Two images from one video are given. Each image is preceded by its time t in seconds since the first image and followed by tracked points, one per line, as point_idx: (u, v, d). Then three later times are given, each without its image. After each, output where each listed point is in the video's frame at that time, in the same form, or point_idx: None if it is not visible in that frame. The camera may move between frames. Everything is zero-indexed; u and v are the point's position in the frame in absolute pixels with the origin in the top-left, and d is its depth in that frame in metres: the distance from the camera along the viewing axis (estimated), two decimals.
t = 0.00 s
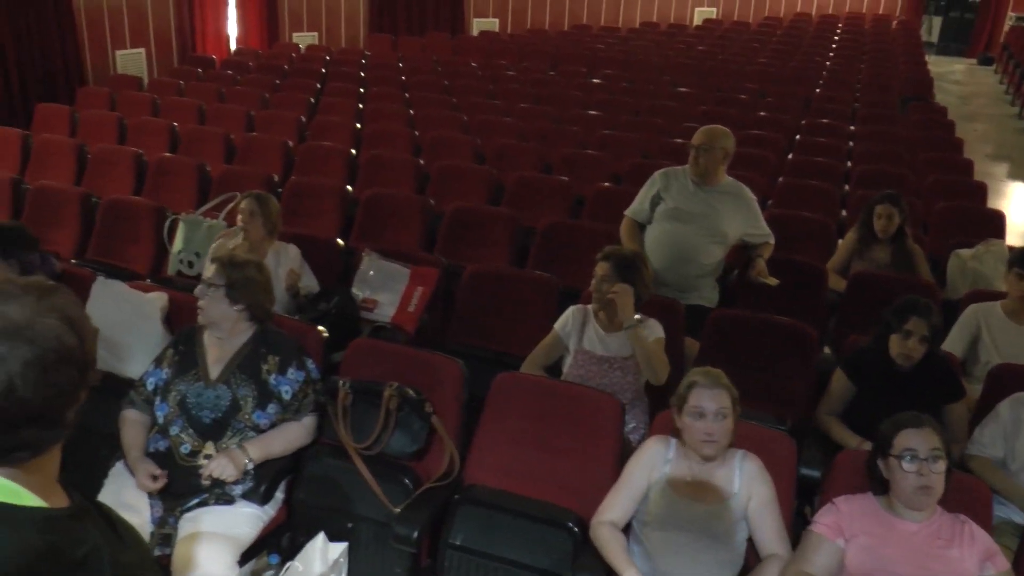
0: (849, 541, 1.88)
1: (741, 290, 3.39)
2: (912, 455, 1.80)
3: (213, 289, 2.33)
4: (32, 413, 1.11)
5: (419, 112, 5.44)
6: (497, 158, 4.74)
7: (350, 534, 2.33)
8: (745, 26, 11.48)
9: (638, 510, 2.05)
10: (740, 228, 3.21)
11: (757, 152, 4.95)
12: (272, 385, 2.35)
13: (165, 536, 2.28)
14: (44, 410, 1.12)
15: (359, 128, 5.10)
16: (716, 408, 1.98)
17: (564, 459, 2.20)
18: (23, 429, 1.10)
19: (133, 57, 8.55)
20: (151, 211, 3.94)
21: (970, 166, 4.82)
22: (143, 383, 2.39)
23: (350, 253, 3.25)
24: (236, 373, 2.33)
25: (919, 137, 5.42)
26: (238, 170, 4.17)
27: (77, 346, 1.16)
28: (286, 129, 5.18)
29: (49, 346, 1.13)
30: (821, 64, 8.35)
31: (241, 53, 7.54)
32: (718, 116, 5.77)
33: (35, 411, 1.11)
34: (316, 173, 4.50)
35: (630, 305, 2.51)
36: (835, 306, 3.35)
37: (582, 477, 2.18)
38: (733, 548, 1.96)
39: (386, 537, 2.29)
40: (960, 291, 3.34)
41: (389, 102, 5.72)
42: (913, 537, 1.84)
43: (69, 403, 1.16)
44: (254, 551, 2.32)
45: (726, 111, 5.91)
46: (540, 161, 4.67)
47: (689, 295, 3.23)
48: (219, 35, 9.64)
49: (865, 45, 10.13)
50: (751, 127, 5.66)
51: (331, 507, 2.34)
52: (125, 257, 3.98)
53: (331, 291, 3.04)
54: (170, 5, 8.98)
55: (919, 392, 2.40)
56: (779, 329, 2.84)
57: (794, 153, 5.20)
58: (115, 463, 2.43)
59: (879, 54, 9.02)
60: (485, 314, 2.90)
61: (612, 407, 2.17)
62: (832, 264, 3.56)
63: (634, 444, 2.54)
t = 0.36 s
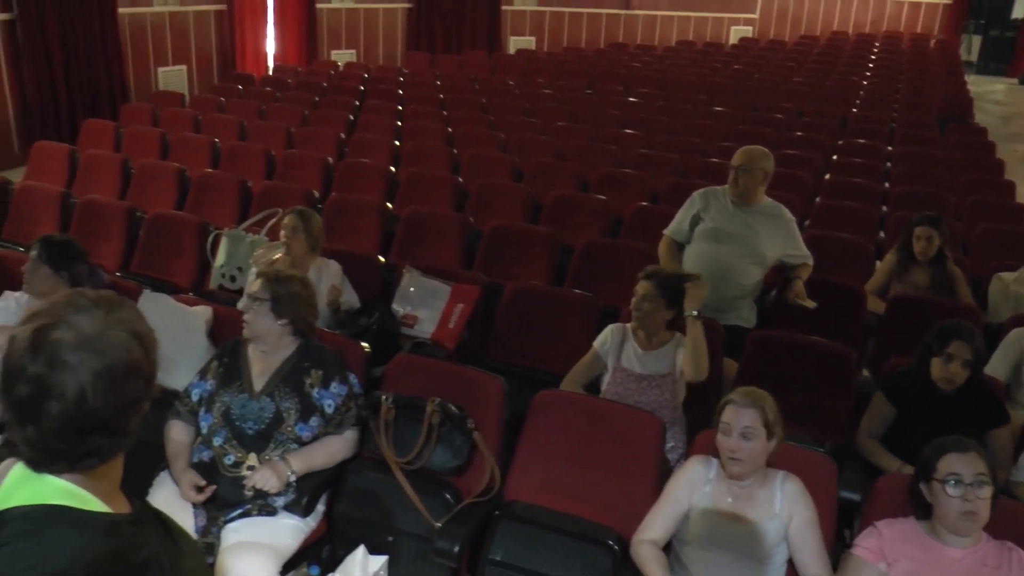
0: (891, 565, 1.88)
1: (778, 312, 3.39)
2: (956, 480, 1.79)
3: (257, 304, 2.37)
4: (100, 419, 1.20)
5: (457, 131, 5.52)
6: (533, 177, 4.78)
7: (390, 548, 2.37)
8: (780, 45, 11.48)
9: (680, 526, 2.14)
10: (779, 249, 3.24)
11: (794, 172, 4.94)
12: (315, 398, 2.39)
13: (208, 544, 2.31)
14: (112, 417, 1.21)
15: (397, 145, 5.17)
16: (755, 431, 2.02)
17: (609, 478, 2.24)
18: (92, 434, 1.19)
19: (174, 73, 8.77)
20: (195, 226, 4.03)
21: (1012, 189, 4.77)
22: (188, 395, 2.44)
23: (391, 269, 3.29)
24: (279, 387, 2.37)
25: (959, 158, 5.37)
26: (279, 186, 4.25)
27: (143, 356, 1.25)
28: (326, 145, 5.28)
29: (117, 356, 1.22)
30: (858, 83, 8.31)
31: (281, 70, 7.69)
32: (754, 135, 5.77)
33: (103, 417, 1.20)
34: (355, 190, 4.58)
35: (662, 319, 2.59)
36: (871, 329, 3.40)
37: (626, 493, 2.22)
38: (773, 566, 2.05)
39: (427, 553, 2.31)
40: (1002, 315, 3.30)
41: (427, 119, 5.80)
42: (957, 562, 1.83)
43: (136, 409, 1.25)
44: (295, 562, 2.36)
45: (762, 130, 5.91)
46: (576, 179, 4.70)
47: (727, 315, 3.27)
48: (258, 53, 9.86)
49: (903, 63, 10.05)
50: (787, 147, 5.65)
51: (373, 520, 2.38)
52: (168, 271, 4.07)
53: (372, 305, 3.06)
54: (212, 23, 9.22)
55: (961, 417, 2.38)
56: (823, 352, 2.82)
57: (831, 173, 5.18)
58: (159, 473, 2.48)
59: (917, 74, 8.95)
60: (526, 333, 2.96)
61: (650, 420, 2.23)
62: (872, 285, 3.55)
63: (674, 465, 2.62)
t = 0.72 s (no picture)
0: None
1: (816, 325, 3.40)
2: (1001, 495, 1.78)
3: (302, 311, 2.42)
4: (169, 421, 1.26)
5: (494, 143, 5.59)
6: (569, 189, 4.83)
7: (432, 553, 2.41)
8: (815, 56, 11.47)
9: (720, 537, 2.18)
10: (816, 264, 3.25)
11: (830, 186, 4.94)
12: (359, 405, 2.44)
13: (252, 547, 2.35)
14: (180, 418, 1.27)
15: (434, 157, 5.25)
16: (795, 443, 2.04)
17: (650, 489, 2.30)
18: (161, 435, 1.26)
19: (213, 85, 8.96)
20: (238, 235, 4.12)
21: None
22: (234, 399, 2.50)
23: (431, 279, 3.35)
24: (323, 393, 2.42)
25: (998, 173, 5.33)
26: (318, 197, 4.33)
27: (209, 359, 1.31)
28: (365, 157, 5.36)
29: (185, 360, 1.28)
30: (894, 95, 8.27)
31: (319, 83, 7.81)
32: (790, 148, 5.77)
33: (172, 419, 1.27)
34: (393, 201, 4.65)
35: (703, 333, 2.67)
36: (910, 343, 3.42)
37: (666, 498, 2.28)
38: None
39: (470, 558, 2.35)
40: None
41: (464, 131, 5.87)
42: None
43: (203, 411, 1.31)
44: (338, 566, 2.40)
45: (798, 143, 5.92)
46: (612, 192, 4.74)
47: (764, 328, 3.30)
48: (294, 66, 10.05)
49: (940, 75, 9.98)
50: (822, 160, 5.65)
51: (415, 526, 2.42)
52: (209, 279, 4.15)
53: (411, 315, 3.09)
54: (250, 36, 9.43)
55: (1005, 433, 2.36)
56: (864, 366, 2.83)
57: (867, 187, 5.16)
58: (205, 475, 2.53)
59: (955, 86, 8.88)
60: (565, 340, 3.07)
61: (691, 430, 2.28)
62: (910, 300, 3.56)
63: (713, 476, 2.68)
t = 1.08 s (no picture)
0: None
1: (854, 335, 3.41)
2: None
3: (344, 315, 2.45)
4: (234, 419, 1.31)
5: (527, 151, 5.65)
6: (601, 196, 4.87)
7: (472, 555, 2.43)
8: (846, 64, 11.43)
9: (759, 543, 2.20)
10: (853, 272, 3.34)
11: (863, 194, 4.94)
12: (400, 408, 2.47)
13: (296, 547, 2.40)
14: (245, 417, 1.32)
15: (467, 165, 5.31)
16: (834, 447, 2.06)
17: (688, 493, 2.38)
18: (226, 433, 1.31)
19: (246, 94, 9.11)
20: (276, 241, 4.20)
21: None
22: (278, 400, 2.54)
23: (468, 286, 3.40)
24: (364, 396, 2.46)
25: None
26: (354, 203, 4.40)
27: (272, 360, 1.36)
28: (399, 164, 5.44)
29: (250, 361, 1.32)
30: (928, 102, 8.21)
31: (351, 90, 7.92)
32: (823, 156, 5.77)
33: (237, 417, 1.31)
34: (427, 208, 4.71)
35: (741, 341, 2.71)
36: (946, 353, 3.41)
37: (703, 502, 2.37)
38: None
39: (508, 562, 2.34)
40: None
41: (496, 139, 5.93)
42: None
43: (265, 410, 1.36)
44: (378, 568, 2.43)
45: (830, 151, 5.91)
46: (644, 199, 4.77)
47: (801, 335, 3.35)
48: (325, 74, 10.19)
49: (974, 81, 9.88)
50: (854, 169, 5.64)
51: (454, 529, 2.45)
52: (248, 284, 4.23)
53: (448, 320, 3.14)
54: (283, 45, 9.57)
55: None
56: (897, 373, 2.83)
57: (901, 195, 5.15)
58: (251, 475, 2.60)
59: (990, 93, 8.80)
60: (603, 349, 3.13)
61: (727, 436, 2.35)
62: (947, 308, 3.58)
63: (751, 484, 2.67)
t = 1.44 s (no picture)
0: None
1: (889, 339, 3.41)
2: None
3: (383, 317, 2.48)
4: (292, 414, 1.34)
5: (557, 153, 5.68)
6: (631, 200, 4.90)
7: (509, 555, 2.48)
8: (875, 67, 11.36)
9: (796, 546, 2.21)
10: (889, 274, 3.37)
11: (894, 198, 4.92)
12: (438, 408, 2.51)
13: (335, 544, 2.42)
14: (302, 411, 1.35)
15: (497, 167, 5.35)
16: (874, 451, 2.06)
17: (725, 496, 2.40)
18: (283, 427, 1.33)
19: (276, 97, 9.23)
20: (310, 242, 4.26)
21: None
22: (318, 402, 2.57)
23: (502, 289, 3.46)
24: (403, 396, 2.49)
25: None
26: (386, 206, 4.45)
27: (329, 357, 1.39)
28: (429, 167, 5.49)
29: (309, 357, 1.36)
30: (959, 105, 8.14)
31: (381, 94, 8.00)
32: (853, 159, 5.75)
33: (295, 411, 1.34)
34: (458, 210, 4.76)
35: (772, 343, 2.70)
36: (981, 357, 3.40)
37: (740, 502, 2.39)
38: None
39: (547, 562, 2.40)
40: None
41: (526, 142, 5.98)
42: None
43: (321, 406, 1.39)
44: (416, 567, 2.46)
45: (861, 155, 5.89)
46: (674, 202, 4.78)
47: (840, 339, 3.38)
48: (354, 77, 10.28)
49: (1006, 84, 9.78)
50: (885, 172, 5.61)
51: (492, 528, 2.50)
52: (282, 284, 4.29)
53: (483, 322, 3.17)
54: (312, 49, 9.70)
55: None
56: (928, 377, 2.83)
57: (932, 199, 5.12)
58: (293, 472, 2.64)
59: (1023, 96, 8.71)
60: (637, 352, 3.15)
61: (762, 438, 2.37)
62: (981, 314, 3.53)
63: (785, 487, 2.68)
